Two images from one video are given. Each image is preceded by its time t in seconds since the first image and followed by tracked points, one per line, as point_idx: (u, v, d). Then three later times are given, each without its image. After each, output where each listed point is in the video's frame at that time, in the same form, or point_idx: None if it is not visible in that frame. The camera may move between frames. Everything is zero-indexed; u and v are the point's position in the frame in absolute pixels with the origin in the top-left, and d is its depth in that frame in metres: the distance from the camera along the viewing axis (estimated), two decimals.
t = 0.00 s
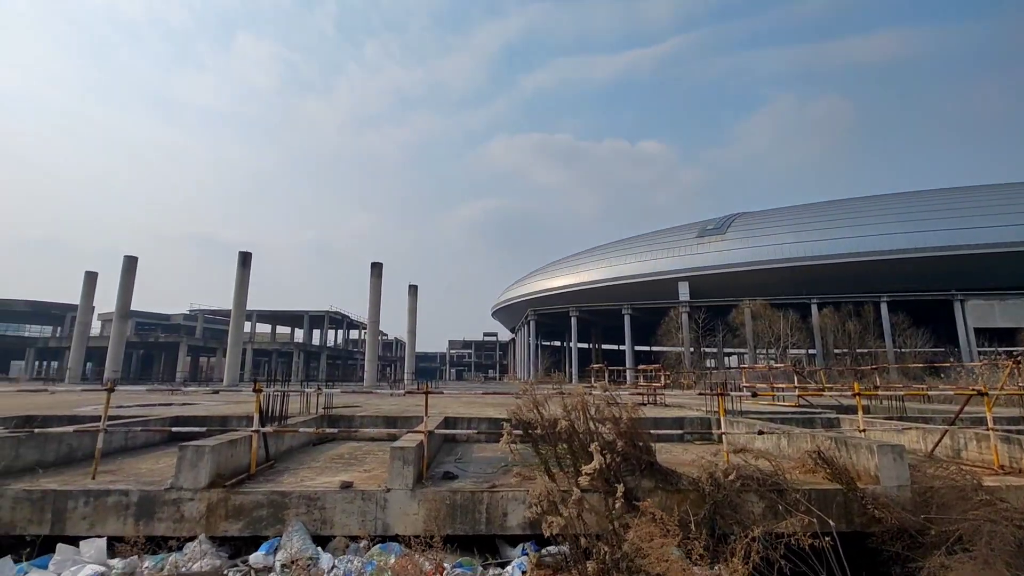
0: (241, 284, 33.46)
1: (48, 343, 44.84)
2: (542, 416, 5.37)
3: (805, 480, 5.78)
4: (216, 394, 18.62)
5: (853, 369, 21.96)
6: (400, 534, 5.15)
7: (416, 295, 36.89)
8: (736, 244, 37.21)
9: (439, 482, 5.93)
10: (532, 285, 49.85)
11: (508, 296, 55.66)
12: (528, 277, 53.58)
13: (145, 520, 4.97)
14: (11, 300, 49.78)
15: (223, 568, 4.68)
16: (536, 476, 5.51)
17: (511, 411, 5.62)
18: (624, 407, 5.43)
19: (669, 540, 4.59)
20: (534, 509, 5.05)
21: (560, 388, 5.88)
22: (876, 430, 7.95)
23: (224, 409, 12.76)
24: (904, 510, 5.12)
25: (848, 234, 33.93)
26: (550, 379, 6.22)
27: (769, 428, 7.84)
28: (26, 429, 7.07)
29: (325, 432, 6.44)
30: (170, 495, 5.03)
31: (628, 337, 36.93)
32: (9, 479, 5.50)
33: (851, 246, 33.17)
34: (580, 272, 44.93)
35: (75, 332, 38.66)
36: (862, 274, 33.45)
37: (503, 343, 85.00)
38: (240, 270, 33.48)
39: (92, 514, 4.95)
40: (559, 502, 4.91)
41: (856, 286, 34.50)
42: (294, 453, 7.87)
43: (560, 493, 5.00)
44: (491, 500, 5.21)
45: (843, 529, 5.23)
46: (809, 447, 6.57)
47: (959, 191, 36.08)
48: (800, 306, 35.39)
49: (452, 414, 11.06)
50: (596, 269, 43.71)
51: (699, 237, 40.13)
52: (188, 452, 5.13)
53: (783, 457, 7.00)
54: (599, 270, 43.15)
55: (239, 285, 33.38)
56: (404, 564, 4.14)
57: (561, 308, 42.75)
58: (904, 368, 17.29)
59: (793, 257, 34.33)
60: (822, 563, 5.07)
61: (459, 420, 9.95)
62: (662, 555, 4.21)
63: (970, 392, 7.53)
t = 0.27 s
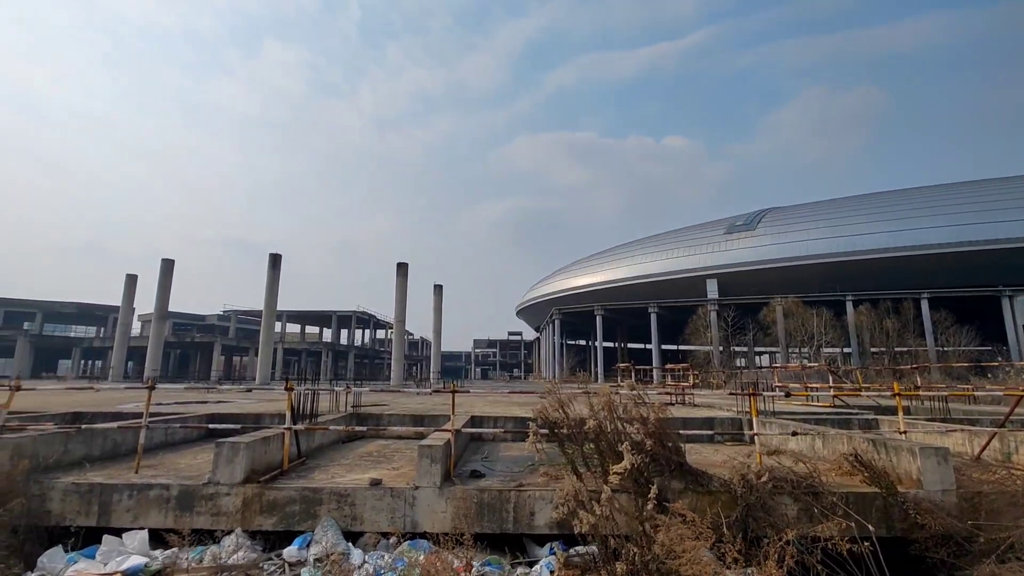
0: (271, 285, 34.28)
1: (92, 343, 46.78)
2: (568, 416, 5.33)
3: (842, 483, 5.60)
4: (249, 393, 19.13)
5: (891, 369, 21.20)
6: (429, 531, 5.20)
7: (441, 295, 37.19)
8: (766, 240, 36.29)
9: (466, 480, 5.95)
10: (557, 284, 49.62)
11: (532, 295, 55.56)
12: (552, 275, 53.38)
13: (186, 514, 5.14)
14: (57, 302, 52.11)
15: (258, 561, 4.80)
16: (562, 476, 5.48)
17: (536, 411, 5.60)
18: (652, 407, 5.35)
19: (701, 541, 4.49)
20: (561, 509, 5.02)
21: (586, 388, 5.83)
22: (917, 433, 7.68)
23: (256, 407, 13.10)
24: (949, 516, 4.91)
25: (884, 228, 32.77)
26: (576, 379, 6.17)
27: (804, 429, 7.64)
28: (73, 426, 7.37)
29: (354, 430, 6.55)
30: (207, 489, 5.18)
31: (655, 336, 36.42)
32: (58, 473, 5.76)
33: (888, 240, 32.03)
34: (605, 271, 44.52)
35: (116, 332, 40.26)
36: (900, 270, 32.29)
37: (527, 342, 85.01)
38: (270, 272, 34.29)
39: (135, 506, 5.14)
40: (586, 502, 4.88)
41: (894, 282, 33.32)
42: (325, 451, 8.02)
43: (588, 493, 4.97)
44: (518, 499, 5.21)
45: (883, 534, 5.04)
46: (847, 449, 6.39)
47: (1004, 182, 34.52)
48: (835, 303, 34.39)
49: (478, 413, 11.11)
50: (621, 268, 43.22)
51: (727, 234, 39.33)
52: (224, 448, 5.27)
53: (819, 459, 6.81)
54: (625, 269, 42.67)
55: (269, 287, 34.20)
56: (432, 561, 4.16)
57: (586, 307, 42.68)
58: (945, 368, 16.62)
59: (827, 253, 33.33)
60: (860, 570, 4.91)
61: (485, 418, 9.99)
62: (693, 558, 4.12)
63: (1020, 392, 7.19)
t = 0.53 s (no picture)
0: (298, 288, 34.98)
1: (130, 344, 48.51)
2: (594, 416, 5.29)
3: (879, 486, 5.43)
4: (279, 393, 19.55)
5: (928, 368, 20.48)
6: (455, 531, 5.23)
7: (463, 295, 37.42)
8: (795, 236, 35.40)
9: (491, 480, 5.97)
10: (580, 283, 49.32)
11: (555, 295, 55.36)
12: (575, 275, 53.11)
13: (221, 510, 5.28)
14: (98, 305, 54.22)
15: (289, 557, 4.90)
16: (589, 477, 5.45)
17: (561, 411, 5.58)
18: (679, 407, 5.27)
19: (732, 544, 4.40)
20: (587, 510, 4.98)
21: (611, 388, 5.78)
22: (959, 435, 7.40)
23: (286, 406, 13.38)
24: (995, 522, 4.71)
25: (920, 222, 31.65)
26: (602, 379, 6.12)
27: (838, 430, 7.43)
28: (113, 424, 7.65)
29: (381, 429, 6.63)
30: (240, 487, 5.31)
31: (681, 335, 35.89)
32: (100, 469, 5.98)
33: (926, 235, 30.88)
34: (629, 270, 44.06)
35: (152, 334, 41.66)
36: (938, 266, 31.12)
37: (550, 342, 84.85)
38: (298, 274, 35.00)
39: (172, 503, 5.29)
40: (612, 503, 4.84)
41: (932, 278, 32.14)
42: (352, 450, 8.14)
43: (615, 495, 4.92)
44: (543, 500, 5.20)
45: (924, 540, 4.86)
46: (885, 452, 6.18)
47: None
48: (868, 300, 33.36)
49: (503, 413, 11.13)
50: (645, 266, 42.72)
51: (755, 231, 38.51)
52: (256, 446, 5.39)
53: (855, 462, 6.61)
54: (649, 267, 42.16)
55: (296, 289, 34.92)
56: (458, 561, 4.17)
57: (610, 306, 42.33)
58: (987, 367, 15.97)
59: (860, 249, 32.33)
60: None
61: (509, 418, 9.99)
62: (724, 562, 4.04)
63: None
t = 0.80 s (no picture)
0: (326, 291, 35.65)
1: (168, 347, 50.19)
2: (622, 417, 5.23)
3: (921, 491, 5.24)
4: (309, 393, 19.97)
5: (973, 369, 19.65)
6: (483, 531, 5.26)
7: (488, 297, 37.55)
8: (828, 232, 34.41)
9: (518, 480, 5.98)
10: (605, 283, 48.91)
11: (580, 295, 55.06)
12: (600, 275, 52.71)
13: (255, 507, 5.42)
14: (138, 309, 56.33)
15: (321, 554, 5.00)
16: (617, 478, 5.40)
17: (588, 412, 5.54)
18: (709, 409, 5.17)
19: (766, 550, 4.30)
20: (616, 512, 4.94)
21: (638, 389, 5.73)
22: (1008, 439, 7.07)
23: (316, 407, 13.66)
24: None
25: (961, 216, 30.40)
26: (629, 380, 6.07)
27: (877, 433, 7.19)
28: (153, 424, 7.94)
29: (409, 430, 6.72)
30: (274, 485, 5.45)
31: (709, 335, 35.22)
32: (143, 467, 6.22)
33: (968, 229, 29.65)
34: (655, 269, 43.50)
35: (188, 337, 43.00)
36: (982, 261, 29.84)
37: (576, 343, 84.45)
38: (325, 278, 35.69)
39: (210, 500, 5.47)
40: (641, 506, 4.79)
41: (976, 274, 30.83)
42: (380, 450, 8.25)
43: (644, 497, 4.86)
44: (571, 501, 5.18)
45: (971, 549, 4.67)
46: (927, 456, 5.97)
47: None
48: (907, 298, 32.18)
49: (529, 414, 11.14)
50: (672, 265, 42.10)
51: (785, 228, 37.57)
52: (288, 446, 5.53)
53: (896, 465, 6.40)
54: (675, 266, 41.54)
55: (324, 292, 35.60)
56: (486, 561, 4.18)
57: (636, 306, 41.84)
58: None
59: (898, 245, 31.20)
60: None
61: (536, 419, 9.99)
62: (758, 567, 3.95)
63: None
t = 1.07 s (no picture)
0: (354, 293, 36.23)
1: (203, 348, 51.72)
2: (652, 419, 5.15)
3: (968, 498, 5.02)
4: (339, 393, 20.32)
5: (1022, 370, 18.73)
6: (511, 531, 5.26)
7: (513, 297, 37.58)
8: (863, 228, 33.38)
9: (546, 481, 5.97)
10: (632, 283, 48.40)
11: (605, 295, 54.61)
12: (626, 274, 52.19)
13: (289, 505, 5.54)
14: (175, 312, 58.25)
15: (352, 552, 5.08)
16: (646, 480, 5.33)
17: (616, 413, 5.48)
18: (742, 411, 5.05)
19: (803, 556, 4.18)
20: (645, 515, 4.88)
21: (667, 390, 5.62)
22: None
23: (345, 407, 13.89)
24: None
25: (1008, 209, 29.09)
26: (657, 380, 5.96)
27: (920, 436, 6.92)
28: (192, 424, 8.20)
29: (437, 430, 6.77)
30: (306, 483, 5.56)
31: (739, 335, 34.49)
32: (182, 464, 6.44)
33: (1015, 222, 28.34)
34: (683, 268, 42.86)
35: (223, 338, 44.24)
36: None
37: (602, 343, 83.78)
38: (353, 280, 36.27)
39: (246, 497, 5.61)
40: (671, 509, 4.73)
41: None
42: (409, 450, 8.34)
43: (674, 500, 4.79)
44: (600, 503, 5.14)
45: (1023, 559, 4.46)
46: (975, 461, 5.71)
47: None
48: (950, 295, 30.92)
49: (556, 414, 11.10)
50: (700, 264, 41.42)
51: (819, 224, 36.55)
52: (320, 445, 5.64)
53: (940, 470, 6.14)
54: (704, 265, 40.84)
55: (352, 294, 36.18)
56: (514, 562, 4.19)
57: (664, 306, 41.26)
58: None
59: (939, 240, 30.02)
60: None
61: (563, 420, 9.95)
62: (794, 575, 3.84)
63: None
